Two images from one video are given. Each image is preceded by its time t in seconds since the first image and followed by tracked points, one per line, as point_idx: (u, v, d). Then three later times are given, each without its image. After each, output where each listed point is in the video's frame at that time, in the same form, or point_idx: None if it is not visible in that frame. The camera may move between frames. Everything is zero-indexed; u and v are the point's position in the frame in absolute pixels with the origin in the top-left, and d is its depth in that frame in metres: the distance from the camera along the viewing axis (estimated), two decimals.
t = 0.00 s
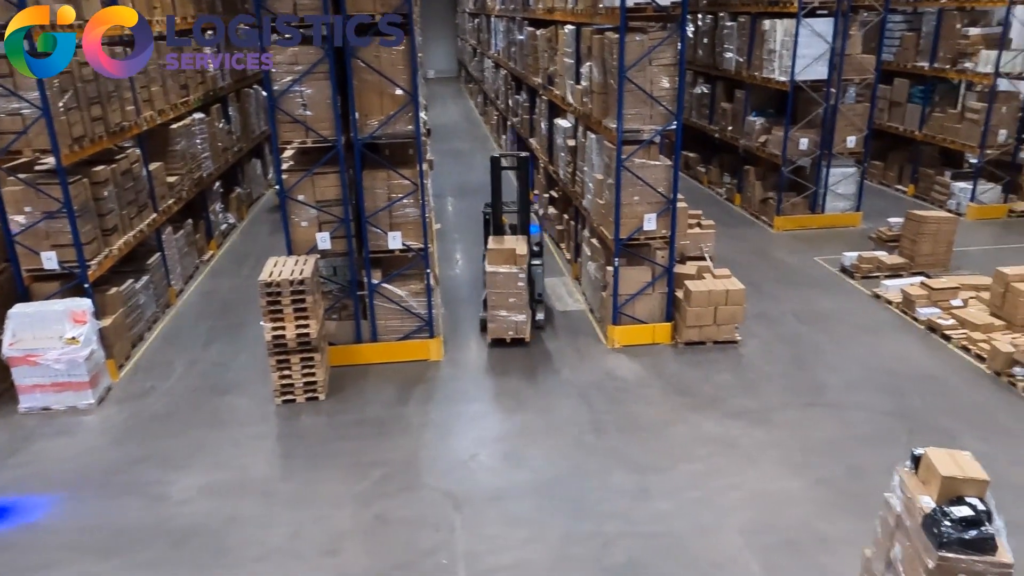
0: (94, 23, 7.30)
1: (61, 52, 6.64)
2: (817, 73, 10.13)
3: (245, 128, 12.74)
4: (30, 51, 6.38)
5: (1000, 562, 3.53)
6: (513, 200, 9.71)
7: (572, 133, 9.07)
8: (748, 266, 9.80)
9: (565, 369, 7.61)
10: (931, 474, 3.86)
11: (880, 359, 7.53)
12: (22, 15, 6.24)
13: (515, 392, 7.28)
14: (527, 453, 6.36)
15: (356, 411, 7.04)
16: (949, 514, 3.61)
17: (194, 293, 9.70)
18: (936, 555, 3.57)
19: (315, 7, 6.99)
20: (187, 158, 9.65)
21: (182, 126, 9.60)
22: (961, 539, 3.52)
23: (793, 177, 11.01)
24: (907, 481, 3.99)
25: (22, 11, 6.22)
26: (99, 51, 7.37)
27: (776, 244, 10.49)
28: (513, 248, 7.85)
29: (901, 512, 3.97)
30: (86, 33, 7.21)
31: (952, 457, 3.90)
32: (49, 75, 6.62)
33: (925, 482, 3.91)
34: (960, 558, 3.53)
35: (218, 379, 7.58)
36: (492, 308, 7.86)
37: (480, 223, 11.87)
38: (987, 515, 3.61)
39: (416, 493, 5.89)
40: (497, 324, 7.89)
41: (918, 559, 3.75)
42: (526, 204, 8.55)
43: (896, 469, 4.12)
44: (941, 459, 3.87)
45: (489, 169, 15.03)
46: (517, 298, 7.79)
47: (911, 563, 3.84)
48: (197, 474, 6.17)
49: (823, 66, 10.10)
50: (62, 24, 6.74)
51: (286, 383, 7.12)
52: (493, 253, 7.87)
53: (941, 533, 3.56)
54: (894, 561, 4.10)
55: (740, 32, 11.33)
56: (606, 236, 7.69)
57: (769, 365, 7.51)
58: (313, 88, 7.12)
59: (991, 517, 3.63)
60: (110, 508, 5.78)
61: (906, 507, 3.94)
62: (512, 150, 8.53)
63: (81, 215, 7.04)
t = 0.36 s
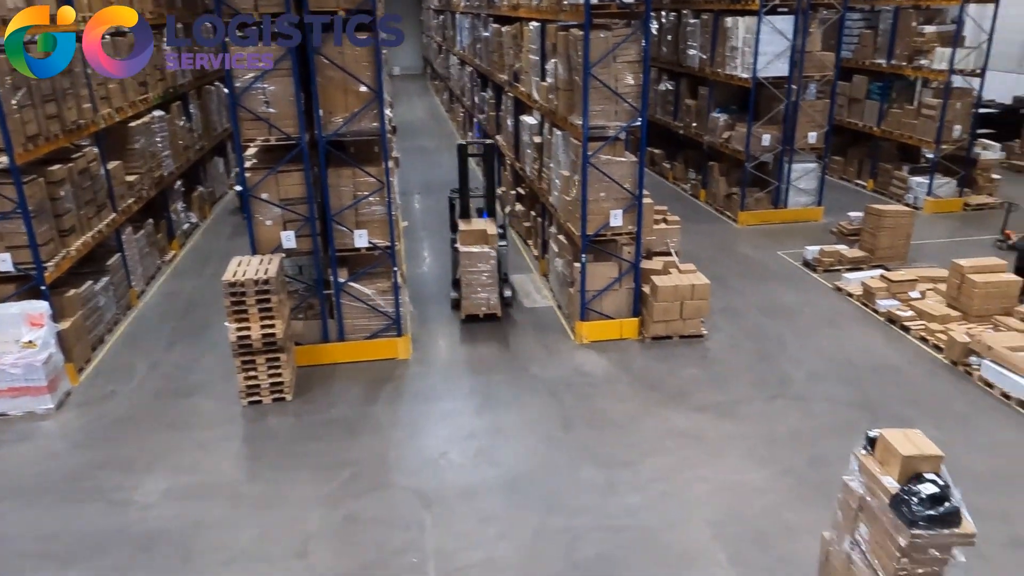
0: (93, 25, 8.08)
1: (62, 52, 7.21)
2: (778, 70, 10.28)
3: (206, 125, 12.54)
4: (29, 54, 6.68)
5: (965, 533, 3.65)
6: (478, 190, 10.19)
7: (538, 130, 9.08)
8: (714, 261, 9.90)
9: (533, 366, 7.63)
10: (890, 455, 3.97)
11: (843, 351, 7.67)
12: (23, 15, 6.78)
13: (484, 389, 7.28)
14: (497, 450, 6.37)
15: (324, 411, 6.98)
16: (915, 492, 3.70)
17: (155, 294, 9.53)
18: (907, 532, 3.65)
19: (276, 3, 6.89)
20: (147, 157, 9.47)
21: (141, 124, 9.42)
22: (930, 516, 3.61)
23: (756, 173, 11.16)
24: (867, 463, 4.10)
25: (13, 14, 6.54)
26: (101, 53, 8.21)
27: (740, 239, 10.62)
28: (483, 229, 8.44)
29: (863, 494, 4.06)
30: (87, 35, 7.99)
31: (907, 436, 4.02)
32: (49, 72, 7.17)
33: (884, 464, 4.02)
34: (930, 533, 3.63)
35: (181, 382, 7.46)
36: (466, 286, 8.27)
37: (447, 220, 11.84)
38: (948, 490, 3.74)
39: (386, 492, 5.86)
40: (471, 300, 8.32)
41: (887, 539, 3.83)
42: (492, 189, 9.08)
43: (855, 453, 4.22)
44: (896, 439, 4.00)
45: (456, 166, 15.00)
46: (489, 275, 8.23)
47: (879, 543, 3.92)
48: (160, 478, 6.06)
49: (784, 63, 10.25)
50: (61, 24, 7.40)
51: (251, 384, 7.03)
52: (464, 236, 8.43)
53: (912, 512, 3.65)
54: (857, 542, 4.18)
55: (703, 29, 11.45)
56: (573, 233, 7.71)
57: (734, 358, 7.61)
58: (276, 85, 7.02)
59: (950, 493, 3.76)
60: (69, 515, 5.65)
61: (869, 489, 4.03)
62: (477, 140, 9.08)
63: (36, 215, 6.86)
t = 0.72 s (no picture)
0: (95, 25, 8.92)
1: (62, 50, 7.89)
2: (746, 68, 10.39)
3: (173, 125, 12.37)
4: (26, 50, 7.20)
5: (932, 509, 3.81)
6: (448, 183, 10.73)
7: (509, 129, 9.09)
8: (685, 258, 9.99)
9: (507, 364, 7.64)
10: (856, 440, 4.11)
11: (812, 346, 7.78)
12: (27, 15, 7.28)
13: (457, 388, 7.27)
14: (471, 448, 6.37)
15: (296, 413, 6.92)
16: (888, 473, 3.83)
17: (122, 297, 9.37)
18: (884, 512, 3.76)
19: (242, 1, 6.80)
20: (111, 157, 9.30)
21: (105, 123, 9.25)
22: (904, 494, 3.75)
23: (726, 170, 11.28)
24: (832, 450, 4.23)
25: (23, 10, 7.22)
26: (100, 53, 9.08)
27: (711, 236, 10.73)
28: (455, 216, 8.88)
29: (831, 481, 4.17)
30: (86, 34, 8.77)
31: (868, 422, 4.18)
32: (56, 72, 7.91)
33: (848, 450, 4.17)
34: (903, 511, 3.77)
35: (149, 386, 7.35)
36: (438, 270, 8.68)
37: (419, 219, 11.80)
38: (914, 469, 3.90)
39: (360, 493, 5.83)
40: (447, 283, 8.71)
41: (861, 521, 3.94)
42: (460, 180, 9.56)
43: (819, 442, 4.34)
44: (858, 424, 4.17)
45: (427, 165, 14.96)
46: (457, 259, 8.66)
47: (851, 527, 4.03)
48: (128, 484, 5.96)
49: (752, 62, 10.36)
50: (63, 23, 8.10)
51: (221, 387, 6.95)
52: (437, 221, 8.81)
53: (886, 491, 3.77)
54: (825, 527, 4.29)
55: (672, 28, 11.54)
56: (544, 231, 7.73)
57: (705, 354, 7.69)
58: (243, 83, 6.94)
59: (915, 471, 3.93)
60: (34, 523, 5.53)
61: (837, 475, 4.14)
62: (447, 133, 9.64)
63: None
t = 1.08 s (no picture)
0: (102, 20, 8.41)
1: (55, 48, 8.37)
2: (715, 73, 10.51)
3: (139, 131, 12.20)
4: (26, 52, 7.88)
5: (898, 488, 3.95)
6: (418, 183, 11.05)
7: (480, 133, 9.10)
8: (656, 260, 10.06)
9: (480, 369, 7.63)
10: (818, 431, 4.18)
11: (782, 346, 7.87)
12: (23, 16, 7.94)
13: (430, 393, 7.25)
14: (445, 454, 6.35)
15: (267, 421, 6.84)
16: (857, 460, 3.92)
17: (87, 305, 9.21)
18: (858, 498, 3.85)
19: (209, 5, 6.71)
20: (75, 163, 9.14)
21: (69, 129, 9.09)
22: (874, 477, 3.85)
23: (695, 174, 11.39)
24: (794, 442, 4.29)
25: (23, 11, 7.97)
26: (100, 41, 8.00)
27: (682, 238, 10.82)
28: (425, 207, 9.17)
29: (798, 474, 4.23)
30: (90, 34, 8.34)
31: (825, 411, 4.27)
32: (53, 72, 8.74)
33: (809, 440, 4.25)
34: (874, 495, 3.87)
35: (116, 396, 7.22)
36: (408, 261, 9.05)
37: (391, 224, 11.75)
38: (877, 452, 4.02)
39: (333, 501, 5.78)
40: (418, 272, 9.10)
41: (834, 509, 4.01)
42: (429, 178, 10.04)
43: (780, 435, 4.40)
44: (817, 414, 4.25)
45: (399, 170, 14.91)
46: (424, 251, 9.03)
47: (824, 516, 4.09)
48: (95, 497, 5.85)
49: (720, 67, 10.48)
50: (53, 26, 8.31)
51: (191, 396, 6.85)
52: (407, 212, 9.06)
53: (858, 477, 3.85)
54: (795, 518, 4.36)
55: (642, 33, 11.65)
56: (517, 235, 7.75)
57: (678, 356, 7.74)
58: (211, 89, 6.85)
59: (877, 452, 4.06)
60: None
61: (804, 467, 4.20)
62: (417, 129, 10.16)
63: None
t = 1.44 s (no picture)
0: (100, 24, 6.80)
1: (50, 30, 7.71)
2: (688, 77, 10.61)
3: (109, 136, 12.05)
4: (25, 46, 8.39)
5: (860, 470, 4.26)
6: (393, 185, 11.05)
7: (455, 137, 9.10)
8: (632, 263, 10.12)
9: (457, 373, 7.62)
10: (783, 423, 4.41)
11: (755, 347, 7.95)
12: (22, 16, 8.43)
13: (406, 398, 7.22)
14: (421, 459, 6.32)
15: (241, 428, 6.77)
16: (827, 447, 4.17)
17: (56, 313, 9.05)
18: (833, 485, 4.08)
19: (179, 9, 6.64)
20: (43, 168, 9.00)
21: (37, 134, 8.95)
22: (845, 464, 4.11)
23: (670, 177, 11.48)
24: (760, 438, 4.48)
25: (23, 11, 8.45)
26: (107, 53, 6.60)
27: (656, 241, 10.90)
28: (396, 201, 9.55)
29: (768, 467, 4.41)
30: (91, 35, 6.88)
31: (784, 405, 4.50)
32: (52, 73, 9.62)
33: (774, 433, 4.46)
34: (845, 479, 4.13)
35: (85, 405, 7.10)
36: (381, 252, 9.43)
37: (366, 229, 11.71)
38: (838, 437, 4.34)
39: (308, 508, 5.73)
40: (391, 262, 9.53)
41: (809, 498, 4.23)
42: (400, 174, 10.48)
43: (744, 432, 4.57)
44: (778, 407, 4.48)
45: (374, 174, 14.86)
46: (394, 242, 9.41)
47: (798, 504, 4.30)
48: (64, 509, 5.74)
49: (693, 71, 10.59)
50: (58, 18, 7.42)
51: (163, 404, 6.77)
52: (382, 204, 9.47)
53: (831, 466, 4.09)
54: (765, 511, 4.55)
55: (615, 37, 11.74)
56: (492, 239, 7.75)
57: (653, 358, 7.79)
58: (182, 93, 6.78)
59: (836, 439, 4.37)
60: None
61: (773, 461, 4.39)
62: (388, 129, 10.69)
63: None
